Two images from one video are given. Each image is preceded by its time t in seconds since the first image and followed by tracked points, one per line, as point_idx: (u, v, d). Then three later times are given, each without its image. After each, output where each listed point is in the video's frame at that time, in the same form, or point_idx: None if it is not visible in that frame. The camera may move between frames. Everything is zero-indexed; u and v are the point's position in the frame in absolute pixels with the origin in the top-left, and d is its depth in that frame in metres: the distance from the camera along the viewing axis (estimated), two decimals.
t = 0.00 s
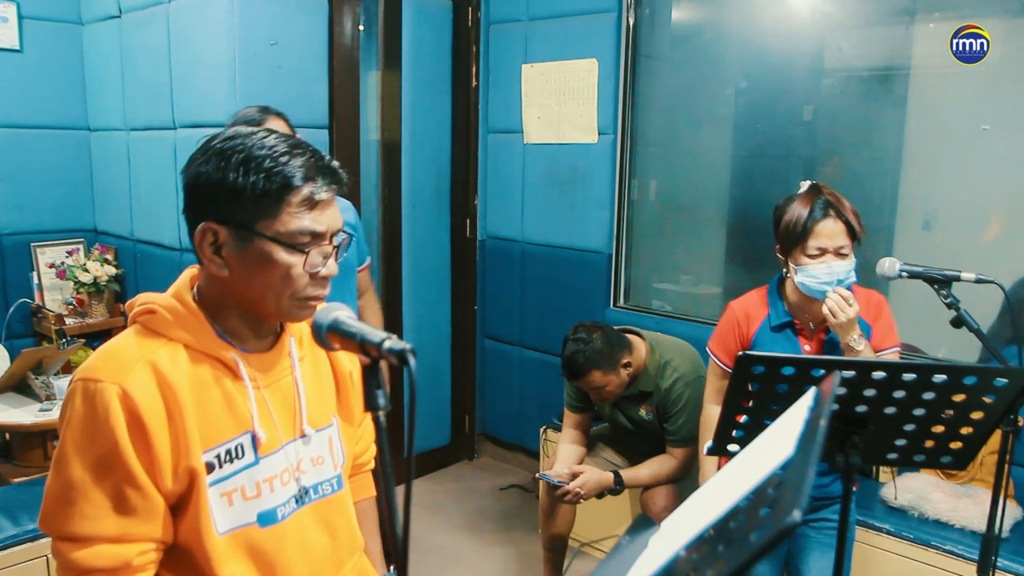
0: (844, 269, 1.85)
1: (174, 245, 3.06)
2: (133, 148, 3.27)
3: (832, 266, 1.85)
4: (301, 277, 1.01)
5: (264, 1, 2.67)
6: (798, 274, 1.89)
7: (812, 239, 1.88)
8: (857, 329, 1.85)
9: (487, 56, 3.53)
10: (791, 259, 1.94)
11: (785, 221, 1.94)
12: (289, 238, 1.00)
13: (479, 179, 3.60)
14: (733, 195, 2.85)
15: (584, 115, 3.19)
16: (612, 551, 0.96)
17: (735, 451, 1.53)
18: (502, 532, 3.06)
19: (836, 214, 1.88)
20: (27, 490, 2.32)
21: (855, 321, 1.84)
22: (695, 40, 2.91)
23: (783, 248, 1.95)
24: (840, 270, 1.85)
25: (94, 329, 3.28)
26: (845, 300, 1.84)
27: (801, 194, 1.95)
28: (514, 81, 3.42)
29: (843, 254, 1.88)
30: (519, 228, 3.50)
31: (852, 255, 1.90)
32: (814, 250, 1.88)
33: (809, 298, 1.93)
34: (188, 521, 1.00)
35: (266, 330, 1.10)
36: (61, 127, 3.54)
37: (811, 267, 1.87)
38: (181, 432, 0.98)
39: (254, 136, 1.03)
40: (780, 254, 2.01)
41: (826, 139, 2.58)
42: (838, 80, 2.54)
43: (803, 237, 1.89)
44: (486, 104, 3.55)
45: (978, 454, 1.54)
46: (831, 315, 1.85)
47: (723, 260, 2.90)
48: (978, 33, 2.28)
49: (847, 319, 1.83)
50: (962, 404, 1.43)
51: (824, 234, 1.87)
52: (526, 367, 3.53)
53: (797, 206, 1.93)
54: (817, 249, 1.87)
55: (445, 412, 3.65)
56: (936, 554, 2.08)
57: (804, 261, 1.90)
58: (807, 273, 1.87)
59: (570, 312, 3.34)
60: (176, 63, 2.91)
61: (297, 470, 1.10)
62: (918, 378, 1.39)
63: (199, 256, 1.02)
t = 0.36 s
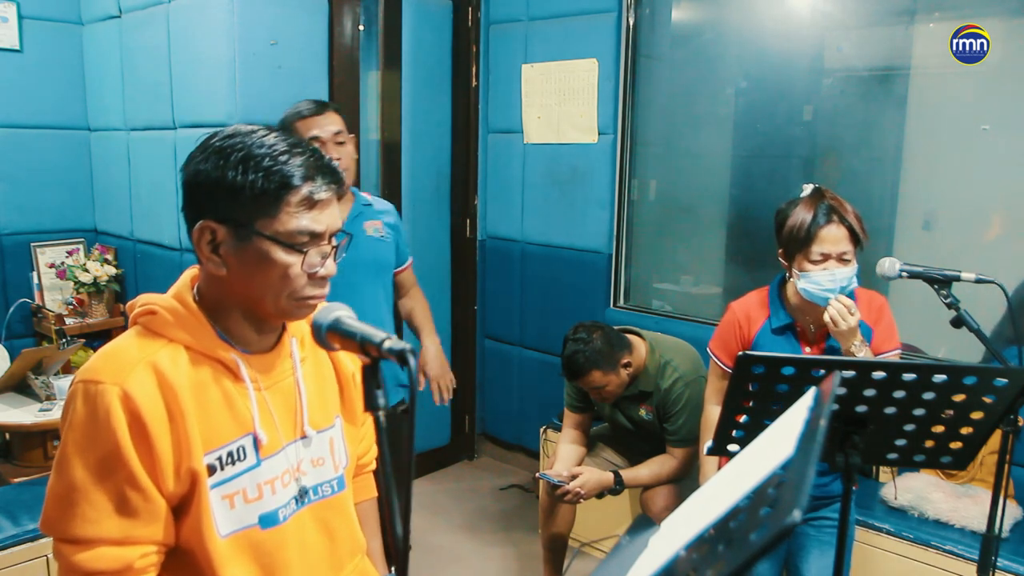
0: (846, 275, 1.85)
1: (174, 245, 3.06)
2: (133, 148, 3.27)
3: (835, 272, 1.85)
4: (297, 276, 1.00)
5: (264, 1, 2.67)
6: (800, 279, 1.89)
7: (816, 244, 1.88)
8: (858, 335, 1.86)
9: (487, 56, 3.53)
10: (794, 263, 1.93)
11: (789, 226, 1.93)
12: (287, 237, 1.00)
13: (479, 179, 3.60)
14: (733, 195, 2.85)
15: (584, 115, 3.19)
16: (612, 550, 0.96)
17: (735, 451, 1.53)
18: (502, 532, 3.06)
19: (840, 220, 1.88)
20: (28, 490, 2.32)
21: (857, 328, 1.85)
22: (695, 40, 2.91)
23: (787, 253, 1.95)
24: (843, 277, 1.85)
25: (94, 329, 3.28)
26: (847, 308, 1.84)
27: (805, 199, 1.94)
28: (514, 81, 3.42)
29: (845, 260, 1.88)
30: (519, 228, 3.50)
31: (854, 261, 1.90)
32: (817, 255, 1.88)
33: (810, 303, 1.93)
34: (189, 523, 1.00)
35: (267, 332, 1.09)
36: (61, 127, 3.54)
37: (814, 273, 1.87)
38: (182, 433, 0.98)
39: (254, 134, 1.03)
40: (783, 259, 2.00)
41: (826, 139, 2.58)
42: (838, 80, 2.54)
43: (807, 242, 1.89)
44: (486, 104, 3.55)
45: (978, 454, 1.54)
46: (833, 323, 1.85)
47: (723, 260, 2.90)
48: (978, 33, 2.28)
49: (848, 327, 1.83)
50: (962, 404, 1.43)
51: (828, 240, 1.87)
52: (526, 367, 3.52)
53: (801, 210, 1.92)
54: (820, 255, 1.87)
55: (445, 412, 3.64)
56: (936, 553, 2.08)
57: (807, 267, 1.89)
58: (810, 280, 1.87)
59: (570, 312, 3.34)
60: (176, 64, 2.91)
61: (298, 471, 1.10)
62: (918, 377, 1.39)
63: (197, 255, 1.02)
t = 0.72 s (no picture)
0: (843, 260, 1.86)
1: (174, 245, 3.06)
2: (133, 148, 3.27)
3: (831, 258, 1.86)
4: (308, 260, 1.01)
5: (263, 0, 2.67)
6: (798, 267, 1.90)
7: (812, 233, 1.88)
8: (857, 320, 1.84)
9: (487, 56, 3.52)
10: (791, 252, 1.94)
11: (785, 216, 1.93)
12: (291, 221, 1.00)
13: (479, 179, 3.60)
14: (733, 195, 2.85)
15: (584, 115, 3.19)
16: (612, 550, 0.95)
17: (736, 451, 1.53)
18: (502, 532, 3.06)
19: (836, 209, 1.88)
20: (28, 490, 2.32)
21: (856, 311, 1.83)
22: (695, 40, 2.91)
23: (784, 242, 1.95)
24: (839, 262, 1.86)
25: (94, 329, 3.28)
26: (846, 290, 1.83)
27: (800, 189, 1.94)
28: (514, 81, 3.42)
29: (842, 248, 1.88)
30: (519, 228, 3.50)
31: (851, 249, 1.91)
32: (814, 243, 1.88)
33: (807, 290, 1.93)
34: (192, 527, 1.00)
35: (282, 330, 1.09)
36: (61, 127, 3.54)
37: (811, 260, 1.88)
38: (193, 440, 0.97)
39: (243, 126, 1.02)
40: (779, 249, 2.00)
41: (826, 139, 2.58)
42: (838, 81, 2.54)
43: (803, 231, 1.89)
44: (486, 104, 3.55)
45: (978, 454, 1.54)
46: (832, 305, 1.83)
47: (723, 260, 2.90)
48: (978, 33, 2.28)
49: (848, 309, 1.82)
50: (962, 404, 1.42)
51: (824, 228, 1.87)
52: (526, 367, 3.52)
53: (796, 201, 1.92)
54: (817, 243, 1.88)
55: (445, 413, 3.64)
56: (936, 554, 2.08)
57: (804, 255, 1.90)
58: (807, 267, 1.88)
59: (570, 313, 3.34)
60: (176, 64, 2.91)
61: (303, 477, 1.10)
62: (917, 377, 1.39)
63: (203, 254, 1.02)
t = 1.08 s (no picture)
0: (838, 252, 1.86)
1: (174, 245, 3.06)
2: (133, 148, 3.27)
3: (826, 250, 1.86)
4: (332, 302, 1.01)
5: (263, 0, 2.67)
6: (792, 260, 1.90)
7: (807, 227, 1.89)
8: (854, 308, 1.84)
9: (487, 55, 3.52)
10: (787, 247, 1.94)
11: (780, 212, 1.94)
12: (327, 265, 0.99)
13: (479, 179, 3.60)
14: (733, 194, 2.85)
15: (584, 115, 3.19)
16: (612, 550, 0.95)
17: (736, 451, 1.53)
18: (502, 532, 3.06)
19: (829, 203, 1.89)
20: (28, 490, 2.32)
21: (852, 298, 1.83)
22: (695, 40, 2.91)
23: (779, 238, 1.96)
24: (834, 255, 1.85)
25: (94, 329, 3.28)
26: (841, 278, 1.83)
27: (793, 185, 1.95)
28: (514, 80, 3.42)
29: (836, 242, 1.89)
30: (519, 228, 3.50)
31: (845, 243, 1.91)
32: (808, 237, 1.88)
33: (802, 283, 1.93)
34: (190, 531, 0.99)
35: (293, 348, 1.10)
36: (61, 127, 3.54)
37: (805, 254, 1.88)
38: (199, 449, 0.97)
39: (304, 153, 0.99)
40: (775, 245, 2.01)
41: (826, 139, 2.58)
42: (837, 80, 2.54)
43: (797, 226, 1.89)
44: (486, 104, 3.55)
45: (978, 454, 1.54)
46: (828, 294, 1.83)
47: (723, 260, 2.90)
48: (978, 33, 2.28)
49: (844, 296, 1.81)
50: (962, 404, 1.42)
51: (818, 222, 1.88)
52: (526, 367, 3.52)
53: (790, 197, 1.93)
54: (811, 237, 1.88)
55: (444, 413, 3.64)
56: (936, 554, 2.08)
57: (799, 249, 1.90)
58: (802, 260, 1.88)
59: (570, 313, 3.33)
60: (176, 64, 2.91)
61: (306, 487, 1.11)
62: (918, 378, 1.39)
63: (229, 262, 1.01)
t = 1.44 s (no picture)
0: (832, 253, 1.86)
1: (174, 245, 3.06)
2: (133, 148, 3.27)
3: (819, 250, 1.86)
4: (318, 291, 1.01)
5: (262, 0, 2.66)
6: (787, 258, 1.91)
7: (801, 226, 1.89)
8: (848, 308, 1.84)
9: (487, 55, 3.52)
10: (782, 245, 1.94)
11: (775, 210, 1.94)
12: (311, 254, 0.99)
13: (479, 179, 3.60)
14: (733, 194, 2.85)
15: (584, 115, 3.19)
16: (612, 550, 0.95)
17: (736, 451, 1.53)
18: (502, 532, 3.06)
19: (824, 203, 1.89)
20: (27, 490, 2.32)
21: (845, 299, 1.83)
22: (695, 40, 2.91)
23: (774, 236, 1.96)
24: (828, 255, 1.86)
25: (94, 329, 3.28)
26: (832, 279, 1.83)
27: (790, 184, 1.95)
28: (514, 80, 3.42)
29: (831, 241, 1.89)
30: (519, 228, 3.50)
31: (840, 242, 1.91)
32: (803, 236, 1.89)
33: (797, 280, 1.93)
34: (185, 524, 0.99)
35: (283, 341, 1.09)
36: (61, 127, 3.54)
37: (799, 252, 1.88)
38: (190, 440, 0.97)
39: (284, 143, 1.00)
40: (772, 243, 2.01)
41: (827, 139, 2.58)
42: (837, 81, 2.54)
43: (792, 224, 1.90)
44: (486, 104, 3.55)
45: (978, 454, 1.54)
46: (819, 295, 1.84)
47: (723, 260, 2.90)
48: (978, 33, 2.28)
49: (835, 297, 1.82)
50: (962, 404, 1.43)
51: (812, 222, 1.88)
52: (526, 367, 3.52)
53: (785, 196, 1.93)
54: (805, 236, 1.88)
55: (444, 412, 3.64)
56: (936, 554, 2.08)
57: (793, 247, 1.91)
58: (795, 258, 1.88)
59: (570, 313, 3.33)
60: (176, 64, 2.91)
61: (300, 479, 1.10)
62: (918, 377, 1.39)
63: (215, 256, 1.01)
